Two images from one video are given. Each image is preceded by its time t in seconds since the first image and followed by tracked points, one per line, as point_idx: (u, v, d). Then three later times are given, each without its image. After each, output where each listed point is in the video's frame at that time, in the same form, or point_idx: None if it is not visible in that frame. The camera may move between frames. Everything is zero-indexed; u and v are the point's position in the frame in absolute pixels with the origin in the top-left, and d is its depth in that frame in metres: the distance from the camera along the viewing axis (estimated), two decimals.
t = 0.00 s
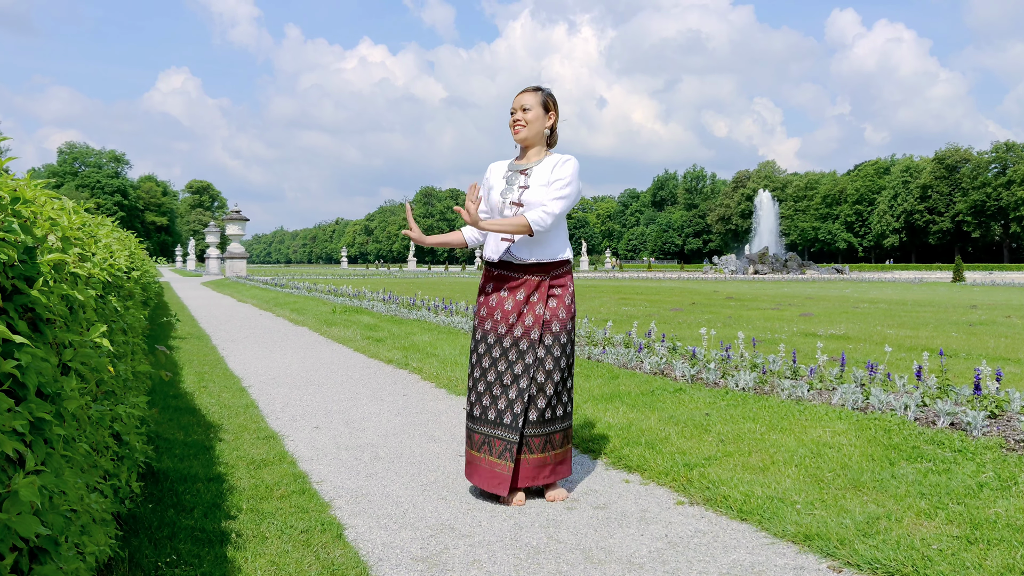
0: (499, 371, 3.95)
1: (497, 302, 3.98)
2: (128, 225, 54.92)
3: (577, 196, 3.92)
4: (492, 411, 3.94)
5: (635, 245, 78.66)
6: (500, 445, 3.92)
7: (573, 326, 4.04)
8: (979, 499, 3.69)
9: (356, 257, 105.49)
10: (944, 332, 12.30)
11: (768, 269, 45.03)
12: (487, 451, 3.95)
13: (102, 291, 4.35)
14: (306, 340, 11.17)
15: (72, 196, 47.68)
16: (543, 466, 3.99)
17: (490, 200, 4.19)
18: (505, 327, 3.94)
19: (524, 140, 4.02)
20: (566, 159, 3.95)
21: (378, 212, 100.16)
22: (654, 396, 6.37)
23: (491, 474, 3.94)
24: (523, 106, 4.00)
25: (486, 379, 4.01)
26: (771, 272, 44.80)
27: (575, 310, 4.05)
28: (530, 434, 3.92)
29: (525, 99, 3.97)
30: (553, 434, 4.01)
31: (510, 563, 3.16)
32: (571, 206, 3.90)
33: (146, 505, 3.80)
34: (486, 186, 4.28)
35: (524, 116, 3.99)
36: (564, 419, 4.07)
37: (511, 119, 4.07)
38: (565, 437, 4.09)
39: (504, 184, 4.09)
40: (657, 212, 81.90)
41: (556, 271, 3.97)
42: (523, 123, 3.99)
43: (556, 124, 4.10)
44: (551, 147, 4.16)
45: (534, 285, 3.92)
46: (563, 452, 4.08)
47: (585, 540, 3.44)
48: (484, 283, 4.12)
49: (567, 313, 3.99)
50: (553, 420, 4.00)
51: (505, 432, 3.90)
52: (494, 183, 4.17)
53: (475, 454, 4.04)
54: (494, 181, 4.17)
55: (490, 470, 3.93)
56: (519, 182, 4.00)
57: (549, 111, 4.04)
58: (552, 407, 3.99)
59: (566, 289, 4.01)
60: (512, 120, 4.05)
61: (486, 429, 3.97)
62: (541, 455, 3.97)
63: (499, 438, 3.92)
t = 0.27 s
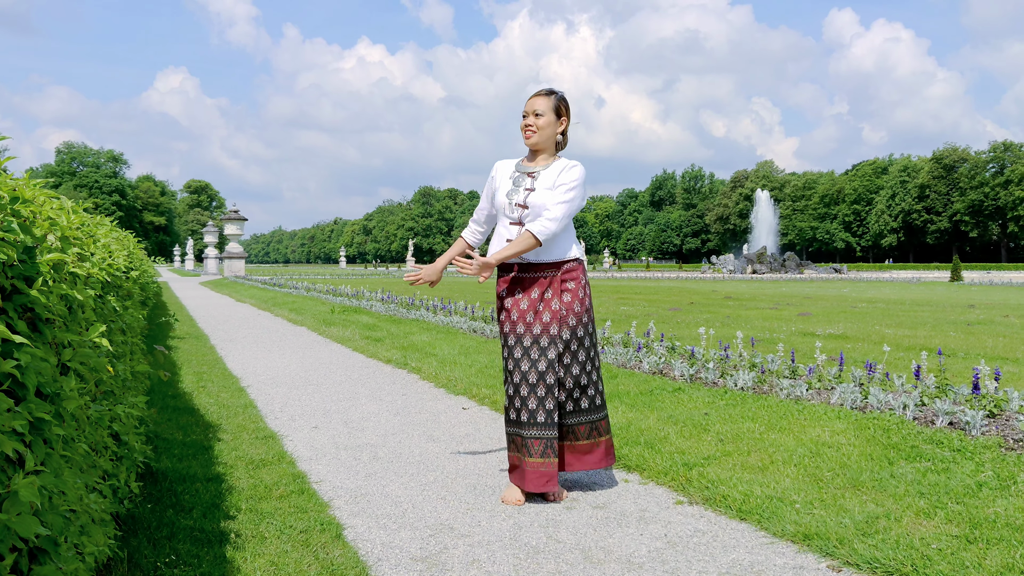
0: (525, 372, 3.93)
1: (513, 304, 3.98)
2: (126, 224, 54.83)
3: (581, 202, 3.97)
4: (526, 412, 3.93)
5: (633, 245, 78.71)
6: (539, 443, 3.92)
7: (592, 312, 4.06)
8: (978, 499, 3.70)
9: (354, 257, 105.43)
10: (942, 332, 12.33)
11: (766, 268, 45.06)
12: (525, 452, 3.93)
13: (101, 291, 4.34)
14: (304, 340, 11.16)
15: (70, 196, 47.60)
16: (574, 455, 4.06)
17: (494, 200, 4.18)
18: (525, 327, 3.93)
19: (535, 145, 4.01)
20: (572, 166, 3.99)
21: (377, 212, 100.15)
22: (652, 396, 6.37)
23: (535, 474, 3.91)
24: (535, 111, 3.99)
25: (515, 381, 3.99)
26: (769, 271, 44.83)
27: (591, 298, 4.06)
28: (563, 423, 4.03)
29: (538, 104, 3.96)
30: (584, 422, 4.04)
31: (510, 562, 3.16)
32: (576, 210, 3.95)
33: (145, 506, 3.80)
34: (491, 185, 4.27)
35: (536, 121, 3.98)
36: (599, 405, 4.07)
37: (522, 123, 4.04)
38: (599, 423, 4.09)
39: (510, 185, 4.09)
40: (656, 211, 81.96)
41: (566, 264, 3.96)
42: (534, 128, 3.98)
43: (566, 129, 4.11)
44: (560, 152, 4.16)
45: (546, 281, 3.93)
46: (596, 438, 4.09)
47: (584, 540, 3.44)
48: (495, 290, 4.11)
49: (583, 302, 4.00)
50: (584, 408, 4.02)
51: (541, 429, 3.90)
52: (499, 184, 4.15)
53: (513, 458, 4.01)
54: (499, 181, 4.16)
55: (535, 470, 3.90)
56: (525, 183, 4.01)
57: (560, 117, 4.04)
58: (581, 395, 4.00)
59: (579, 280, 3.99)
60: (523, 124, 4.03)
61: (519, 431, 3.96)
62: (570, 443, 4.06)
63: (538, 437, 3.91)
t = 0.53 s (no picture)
0: (527, 376, 3.92)
1: (513, 308, 3.99)
2: (123, 225, 54.68)
3: (579, 208, 3.95)
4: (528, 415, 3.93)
5: (630, 245, 78.76)
6: (542, 446, 3.92)
7: (592, 314, 4.07)
8: (976, 497, 3.70)
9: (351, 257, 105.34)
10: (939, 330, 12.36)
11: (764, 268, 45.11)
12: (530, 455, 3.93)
13: (97, 291, 4.33)
14: (301, 340, 11.13)
15: (67, 197, 47.51)
16: (579, 459, 4.01)
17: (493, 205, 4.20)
18: (526, 330, 3.93)
19: (534, 153, 4.03)
20: (571, 172, 3.98)
21: (374, 212, 100.07)
22: (650, 395, 6.37)
23: (539, 477, 3.91)
24: (534, 119, 3.98)
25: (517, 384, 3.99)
26: (767, 271, 44.88)
27: (591, 299, 4.07)
28: (570, 428, 3.96)
29: (536, 113, 3.94)
30: (589, 425, 4.01)
31: (508, 562, 3.16)
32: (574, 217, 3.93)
33: (141, 507, 3.79)
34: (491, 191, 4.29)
35: (535, 130, 3.98)
36: (602, 405, 4.06)
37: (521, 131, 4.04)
38: (603, 424, 4.07)
39: (508, 190, 4.10)
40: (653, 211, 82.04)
41: (565, 267, 3.97)
42: (534, 137, 3.99)
43: (566, 133, 4.10)
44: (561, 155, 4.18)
45: (545, 284, 3.94)
46: (602, 440, 4.07)
47: (582, 540, 3.44)
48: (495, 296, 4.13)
49: (584, 304, 4.01)
50: (588, 410, 4.00)
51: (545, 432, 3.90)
52: (499, 190, 4.17)
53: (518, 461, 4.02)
54: (499, 187, 4.17)
55: (539, 472, 3.90)
56: (523, 189, 4.01)
57: (559, 123, 4.03)
58: (584, 397, 4.00)
59: (579, 282, 4.00)
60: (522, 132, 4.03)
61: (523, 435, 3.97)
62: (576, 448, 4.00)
63: (541, 440, 3.91)
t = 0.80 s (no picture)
0: (512, 369, 3.98)
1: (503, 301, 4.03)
2: (121, 225, 54.61)
3: (575, 193, 3.91)
4: (513, 408, 3.99)
5: (629, 244, 78.81)
6: (524, 439, 3.98)
7: (582, 313, 4.02)
8: (974, 496, 3.71)
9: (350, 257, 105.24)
10: (937, 330, 12.40)
11: (762, 267, 45.15)
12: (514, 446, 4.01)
13: (94, 291, 4.32)
14: (299, 340, 11.12)
15: (65, 197, 47.45)
16: (563, 458, 3.99)
17: (495, 197, 4.23)
18: (514, 324, 3.98)
19: (532, 146, 4.06)
20: (566, 157, 3.95)
21: (372, 212, 100.02)
22: (648, 395, 6.38)
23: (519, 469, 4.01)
24: (526, 111, 4.00)
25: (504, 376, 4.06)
26: (765, 270, 44.92)
27: (582, 299, 4.01)
28: (551, 426, 3.96)
29: (527, 106, 3.96)
30: (573, 425, 3.98)
31: (506, 562, 3.15)
32: (570, 202, 3.88)
33: (140, 507, 3.78)
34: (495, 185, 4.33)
35: (528, 123, 4.00)
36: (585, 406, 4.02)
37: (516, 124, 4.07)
38: (588, 424, 4.04)
39: (508, 181, 4.13)
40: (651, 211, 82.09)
41: (558, 263, 3.93)
42: (529, 130, 4.01)
43: (560, 119, 4.10)
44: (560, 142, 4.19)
45: (535, 280, 3.94)
46: (586, 441, 4.04)
47: (580, 540, 3.44)
48: (491, 286, 4.19)
49: (573, 303, 3.95)
50: (573, 410, 3.98)
51: (526, 427, 3.95)
52: (501, 181, 4.21)
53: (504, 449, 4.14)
54: (501, 179, 4.21)
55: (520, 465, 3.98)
56: (521, 178, 4.03)
57: (551, 111, 4.03)
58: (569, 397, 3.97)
59: (570, 281, 3.96)
60: (517, 126, 4.06)
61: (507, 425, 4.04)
62: (559, 446, 3.98)
63: (522, 433, 3.98)
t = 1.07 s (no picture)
0: (489, 367, 4.02)
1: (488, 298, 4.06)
2: (119, 224, 54.52)
3: (570, 195, 3.90)
4: (485, 406, 4.03)
5: (628, 244, 78.84)
6: (493, 437, 4.02)
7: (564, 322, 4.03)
8: (972, 496, 3.71)
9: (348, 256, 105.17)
10: (935, 329, 12.42)
11: (761, 267, 45.18)
12: (482, 443, 4.05)
13: (93, 290, 4.31)
14: (297, 340, 11.11)
15: (63, 197, 47.38)
16: (530, 462, 4.00)
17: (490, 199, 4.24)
18: (495, 324, 4.01)
19: (527, 148, 4.07)
20: (561, 157, 3.95)
21: (371, 212, 99.95)
22: (647, 395, 6.38)
23: (484, 465, 4.04)
24: (520, 113, 4.01)
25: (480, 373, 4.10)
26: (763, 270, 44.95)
27: (565, 308, 4.02)
28: (522, 429, 3.98)
29: (519, 108, 3.98)
30: (543, 432, 3.99)
31: (505, 562, 3.15)
32: (564, 204, 3.89)
33: (138, 506, 3.78)
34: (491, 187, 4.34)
35: (522, 124, 4.01)
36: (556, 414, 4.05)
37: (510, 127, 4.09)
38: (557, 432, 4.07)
39: (504, 184, 4.14)
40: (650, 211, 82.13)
41: (545, 270, 3.95)
42: (522, 131, 4.03)
43: (554, 120, 4.10)
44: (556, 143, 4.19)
45: (522, 283, 3.95)
46: (551, 448, 4.05)
47: (578, 539, 3.44)
48: (479, 281, 4.20)
49: (555, 311, 3.97)
50: (542, 417, 3.97)
51: (495, 426, 3.99)
52: (497, 183, 4.22)
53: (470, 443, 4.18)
54: (497, 181, 4.22)
55: (487, 462, 4.02)
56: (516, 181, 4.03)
57: (544, 111, 4.03)
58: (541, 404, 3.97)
59: (556, 287, 3.98)
60: (511, 129, 4.08)
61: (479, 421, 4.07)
62: (528, 450, 3.99)
63: (492, 432, 4.01)
